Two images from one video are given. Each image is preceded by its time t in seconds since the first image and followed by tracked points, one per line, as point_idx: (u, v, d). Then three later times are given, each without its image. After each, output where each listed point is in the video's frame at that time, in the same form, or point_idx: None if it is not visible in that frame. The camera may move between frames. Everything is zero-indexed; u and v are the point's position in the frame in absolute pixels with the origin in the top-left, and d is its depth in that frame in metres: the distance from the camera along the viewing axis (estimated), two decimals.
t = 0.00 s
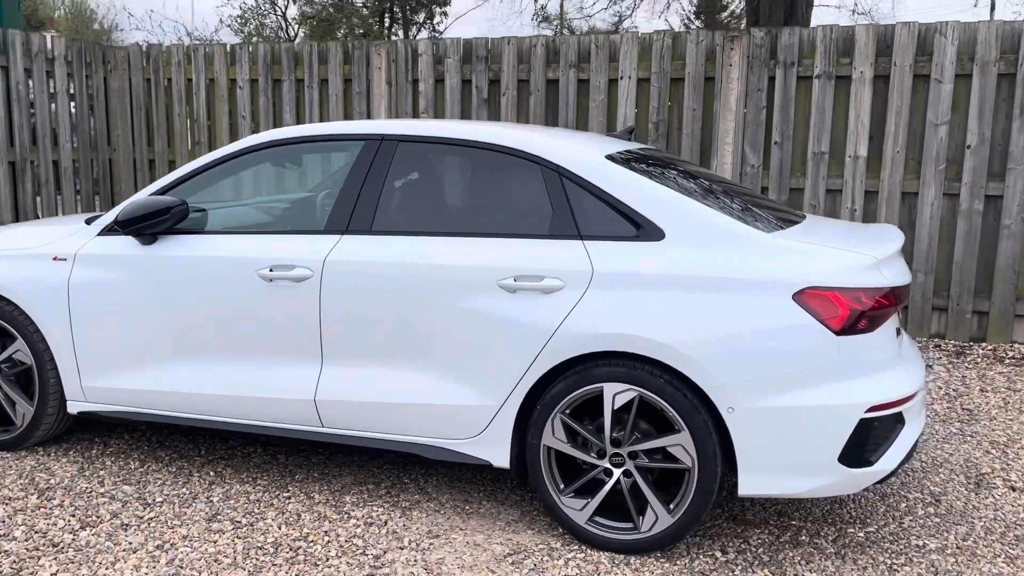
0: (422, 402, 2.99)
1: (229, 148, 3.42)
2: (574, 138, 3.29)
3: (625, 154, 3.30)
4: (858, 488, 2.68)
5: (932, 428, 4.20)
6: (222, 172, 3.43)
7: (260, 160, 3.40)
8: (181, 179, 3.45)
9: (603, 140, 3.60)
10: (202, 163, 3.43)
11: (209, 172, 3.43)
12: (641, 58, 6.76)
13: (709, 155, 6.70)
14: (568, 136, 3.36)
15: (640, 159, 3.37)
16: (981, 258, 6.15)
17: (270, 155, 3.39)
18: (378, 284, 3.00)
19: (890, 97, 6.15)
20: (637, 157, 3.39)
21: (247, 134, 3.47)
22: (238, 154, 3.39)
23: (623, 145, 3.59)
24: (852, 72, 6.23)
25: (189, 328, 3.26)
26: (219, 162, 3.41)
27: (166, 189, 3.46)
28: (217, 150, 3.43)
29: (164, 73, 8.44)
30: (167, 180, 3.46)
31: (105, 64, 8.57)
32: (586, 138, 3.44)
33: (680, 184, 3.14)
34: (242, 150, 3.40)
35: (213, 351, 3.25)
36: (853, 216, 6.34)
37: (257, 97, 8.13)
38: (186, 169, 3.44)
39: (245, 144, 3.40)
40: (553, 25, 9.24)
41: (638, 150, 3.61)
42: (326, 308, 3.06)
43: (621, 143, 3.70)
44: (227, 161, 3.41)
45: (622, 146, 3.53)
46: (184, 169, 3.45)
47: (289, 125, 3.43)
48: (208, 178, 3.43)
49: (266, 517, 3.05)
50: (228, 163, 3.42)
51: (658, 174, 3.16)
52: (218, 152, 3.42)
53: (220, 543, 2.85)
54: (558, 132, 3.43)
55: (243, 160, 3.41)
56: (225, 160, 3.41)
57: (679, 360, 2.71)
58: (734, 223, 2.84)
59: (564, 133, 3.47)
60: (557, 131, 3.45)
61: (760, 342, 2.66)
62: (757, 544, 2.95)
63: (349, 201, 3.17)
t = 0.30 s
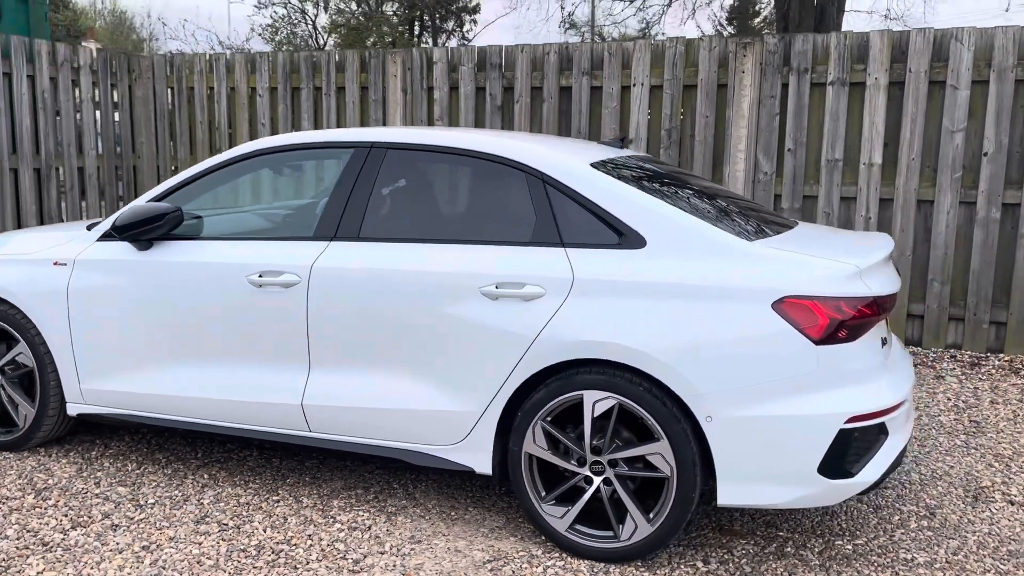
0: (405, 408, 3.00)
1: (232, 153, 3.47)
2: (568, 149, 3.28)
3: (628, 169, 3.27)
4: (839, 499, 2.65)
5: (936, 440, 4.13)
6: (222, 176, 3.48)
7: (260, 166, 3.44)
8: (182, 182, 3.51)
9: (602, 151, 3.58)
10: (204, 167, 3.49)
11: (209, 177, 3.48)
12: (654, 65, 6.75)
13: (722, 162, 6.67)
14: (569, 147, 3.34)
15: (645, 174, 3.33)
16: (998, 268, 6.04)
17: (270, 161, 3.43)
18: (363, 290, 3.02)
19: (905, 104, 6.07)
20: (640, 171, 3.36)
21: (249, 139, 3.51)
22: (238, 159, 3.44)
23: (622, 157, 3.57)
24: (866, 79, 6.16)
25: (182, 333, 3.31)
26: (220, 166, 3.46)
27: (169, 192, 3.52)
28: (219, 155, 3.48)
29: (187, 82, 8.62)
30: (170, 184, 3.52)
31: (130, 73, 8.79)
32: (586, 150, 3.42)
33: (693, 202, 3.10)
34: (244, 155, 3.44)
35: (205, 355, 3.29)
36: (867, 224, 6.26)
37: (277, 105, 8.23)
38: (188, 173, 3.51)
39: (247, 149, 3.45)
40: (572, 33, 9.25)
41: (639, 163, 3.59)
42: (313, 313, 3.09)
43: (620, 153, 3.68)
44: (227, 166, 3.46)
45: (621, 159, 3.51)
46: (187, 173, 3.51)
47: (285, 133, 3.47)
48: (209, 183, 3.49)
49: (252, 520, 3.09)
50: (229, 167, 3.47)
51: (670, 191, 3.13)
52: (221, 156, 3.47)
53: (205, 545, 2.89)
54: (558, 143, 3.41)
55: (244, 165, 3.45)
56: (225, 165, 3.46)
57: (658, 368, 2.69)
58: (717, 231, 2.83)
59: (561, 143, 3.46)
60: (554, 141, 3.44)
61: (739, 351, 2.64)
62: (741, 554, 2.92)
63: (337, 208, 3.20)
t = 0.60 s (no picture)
0: (393, 410, 3.06)
1: (241, 156, 3.57)
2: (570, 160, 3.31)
3: (640, 187, 3.27)
4: (816, 504, 2.66)
5: (937, 447, 4.10)
6: (230, 179, 3.58)
7: (265, 170, 3.53)
8: (191, 184, 3.61)
9: (610, 165, 3.59)
10: (213, 169, 3.59)
11: (217, 179, 3.58)
12: (666, 72, 6.77)
13: (734, 169, 6.67)
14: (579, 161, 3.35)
15: (659, 191, 3.33)
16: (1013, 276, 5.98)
17: (274, 166, 3.52)
18: (354, 293, 3.09)
19: (918, 110, 6.03)
20: (651, 188, 3.36)
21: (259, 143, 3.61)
22: (246, 162, 3.54)
23: (630, 172, 3.58)
24: (879, 85, 6.13)
25: (182, 335, 3.41)
26: (228, 169, 3.56)
27: (178, 193, 3.62)
28: (229, 157, 3.58)
29: (212, 90, 8.81)
30: (180, 185, 3.62)
31: (157, 81, 8.99)
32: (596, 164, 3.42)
33: (707, 222, 3.10)
34: (251, 159, 3.54)
35: (204, 356, 3.38)
36: (879, 231, 6.22)
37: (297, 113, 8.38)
38: (199, 175, 3.61)
39: (256, 152, 3.54)
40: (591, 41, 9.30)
41: (648, 179, 3.59)
42: (305, 316, 3.17)
43: (627, 168, 3.69)
44: (235, 169, 3.57)
45: (629, 174, 3.51)
46: (197, 175, 3.62)
47: (286, 140, 3.56)
48: (217, 184, 3.59)
49: (245, 518, 3.16)
50: (236, 171, 3.57)
51: (682, 210, 3.12)
52: (230, 159, 3.57)
53: (197, 541, 2.97)
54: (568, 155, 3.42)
55: (251, 169, 3.55)
56: (233, 169, 3.56)
57: (637, 372, 2.73)
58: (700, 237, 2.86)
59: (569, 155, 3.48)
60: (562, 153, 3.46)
61: (717, 355, 2.66)
62: (723, 558, 2.94)
63: (331, 213, 3.28)
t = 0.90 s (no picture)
0: (376, 411, 3.16)
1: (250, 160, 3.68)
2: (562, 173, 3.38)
3: (645, 208, 3.30)
4: (781, 507, 2.72)
5: (925, 454, 4.12)
6: (236, 183, 3.68)
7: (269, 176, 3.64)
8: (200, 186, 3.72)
9: (613, 184, 3.63)
10: (222, 172, 3.70)
11: (224, 183, 3.69)
12: (672, 81, 6.83)
13: (738, 177, 6.71)
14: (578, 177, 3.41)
15: (664, 213, 3.35)
16: (1018, 285, 5.96)
17: (278, 172, 3.63)
18: (339, 298, 3.19)
19: (921, 119, 6.04)
20: (656, 209, 3.38)
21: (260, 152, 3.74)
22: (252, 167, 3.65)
23: (635, 192, 3.62)
24: (882, 94, 6.14)
25: (178, 338, 3.53)
26: (235, 173, 3.68)
27: (187, 194, 3.74)
28: (239, 161, 3.69)
29: (231, 100, 9.00)
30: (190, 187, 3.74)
31: (178, 91, 9.22)
32: (597, 182, 3.47)
33: (712, 244, 3.11)
34: (258, 164, 3.65)
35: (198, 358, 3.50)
36: (883, 239, 6.23)
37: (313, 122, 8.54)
38: (208, 176, 3.72)
39: (263, 159, 3.65)
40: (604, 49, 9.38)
41: (653, 199, 3.62)
42: (294, 319, 3.28)
43: (631, 187, 3.74)
44: (241, 174, 3.67)
45: (635, 195, 3.55)
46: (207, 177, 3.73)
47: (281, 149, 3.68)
48: (224, 188, 3.70)
49: (235, 514, 3.27)
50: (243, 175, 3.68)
51: (689, 235, 3.13)
52: (238, 164, 3.69)
53: (186, 536, 3.08)
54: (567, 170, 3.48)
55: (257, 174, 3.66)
56: (240, 173, 3.67)
57: (607, 375, 2.80)
58: (673, 245, 2.93)
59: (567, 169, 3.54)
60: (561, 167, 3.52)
61: (684, 359, 2.73)
62: (695, 559, 3.00)
63: (320, 220, 3.39)
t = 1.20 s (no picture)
0: (369, 413, 3.25)
1: (265, 166, 3.81)
2: (563, 184, 3.46)
3: (654, 225, 3.34)
4: (758, 509, 2.78)
5: (921, 461, 4.14)
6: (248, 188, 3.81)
7: (277, 183, 3.75)
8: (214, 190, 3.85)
9: (622, 200, 3.69)
10: (236, 178, 3.83)
11: (236, 188, 3.82)
12: (681, 89, 6.89)
13: (746, 185, 6.75)
14: (580, 190, 3.48)
15: (674, 230, 3.39)
16: None
17: (286, 179, 3.74)
18: (335, 303, 3.29)
19: (929, 127, 6.05)
20: (665, 225, 3.42)
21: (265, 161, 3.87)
22: (261, 175, 3.77)
23: (646, 209, 3.66)
24: (890, 102, 6.16)
25: (182, 341, 3.65)
26: (247, 179, 3.80)
27: (202, 197, 3.87)
28: (253, 166, 3.82)
29: (251, 108, 9.19)
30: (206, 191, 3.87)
31: (200, 100, 9.43)
32: (604, 197, 3.53)
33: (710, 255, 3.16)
34: (270, 171, 3.77)
35: (201, 361, 3.62)
36: (891, 247, 6.23)
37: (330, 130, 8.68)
38: (224, 180, 3.85)
39: (276, 165, 3.77)
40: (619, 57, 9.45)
41: (665, 215, 3.66)
42: (291, 323, 3.38)
43: (642, 203, 3.78)
44: (253, 179, 3.80)
45: (645, 212, 3.59)
46: (222, 180, 3.86)
47: (285, 158, 3.80)
48: (237, 193, 3.83)
49: (234, 512, 3.38)
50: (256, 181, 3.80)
51: (697, 252, 3.17)
52: (253, 170, 3.81)
53: (185, 531, 3.19)
54: (571, 183, 3.56)
55: (267, 180, 3.78)
56: (252, 179, 3.80)
57: (589, 379, 2.87)
58: (656, 253, 3.00)
59: (571, 181, 3.61)
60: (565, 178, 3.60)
61: (663, 364, 2.80)
62: (678, 560, 3.06)
63: (318, 227, 3.50)
